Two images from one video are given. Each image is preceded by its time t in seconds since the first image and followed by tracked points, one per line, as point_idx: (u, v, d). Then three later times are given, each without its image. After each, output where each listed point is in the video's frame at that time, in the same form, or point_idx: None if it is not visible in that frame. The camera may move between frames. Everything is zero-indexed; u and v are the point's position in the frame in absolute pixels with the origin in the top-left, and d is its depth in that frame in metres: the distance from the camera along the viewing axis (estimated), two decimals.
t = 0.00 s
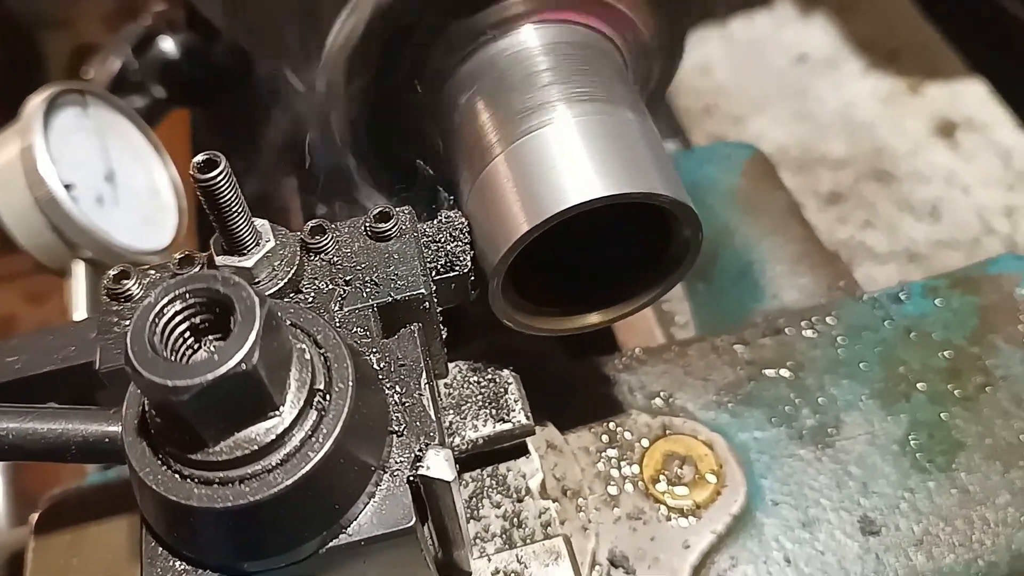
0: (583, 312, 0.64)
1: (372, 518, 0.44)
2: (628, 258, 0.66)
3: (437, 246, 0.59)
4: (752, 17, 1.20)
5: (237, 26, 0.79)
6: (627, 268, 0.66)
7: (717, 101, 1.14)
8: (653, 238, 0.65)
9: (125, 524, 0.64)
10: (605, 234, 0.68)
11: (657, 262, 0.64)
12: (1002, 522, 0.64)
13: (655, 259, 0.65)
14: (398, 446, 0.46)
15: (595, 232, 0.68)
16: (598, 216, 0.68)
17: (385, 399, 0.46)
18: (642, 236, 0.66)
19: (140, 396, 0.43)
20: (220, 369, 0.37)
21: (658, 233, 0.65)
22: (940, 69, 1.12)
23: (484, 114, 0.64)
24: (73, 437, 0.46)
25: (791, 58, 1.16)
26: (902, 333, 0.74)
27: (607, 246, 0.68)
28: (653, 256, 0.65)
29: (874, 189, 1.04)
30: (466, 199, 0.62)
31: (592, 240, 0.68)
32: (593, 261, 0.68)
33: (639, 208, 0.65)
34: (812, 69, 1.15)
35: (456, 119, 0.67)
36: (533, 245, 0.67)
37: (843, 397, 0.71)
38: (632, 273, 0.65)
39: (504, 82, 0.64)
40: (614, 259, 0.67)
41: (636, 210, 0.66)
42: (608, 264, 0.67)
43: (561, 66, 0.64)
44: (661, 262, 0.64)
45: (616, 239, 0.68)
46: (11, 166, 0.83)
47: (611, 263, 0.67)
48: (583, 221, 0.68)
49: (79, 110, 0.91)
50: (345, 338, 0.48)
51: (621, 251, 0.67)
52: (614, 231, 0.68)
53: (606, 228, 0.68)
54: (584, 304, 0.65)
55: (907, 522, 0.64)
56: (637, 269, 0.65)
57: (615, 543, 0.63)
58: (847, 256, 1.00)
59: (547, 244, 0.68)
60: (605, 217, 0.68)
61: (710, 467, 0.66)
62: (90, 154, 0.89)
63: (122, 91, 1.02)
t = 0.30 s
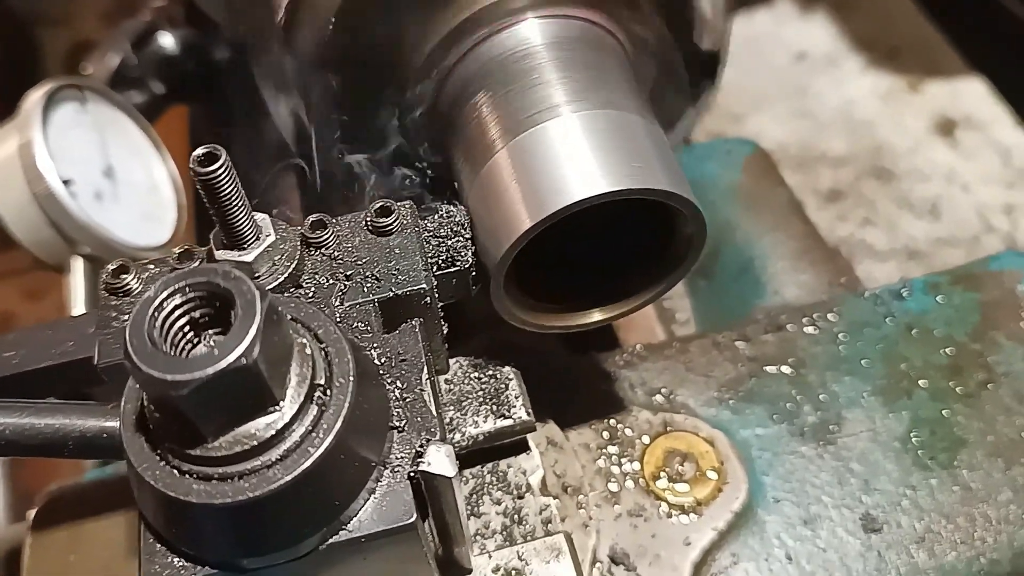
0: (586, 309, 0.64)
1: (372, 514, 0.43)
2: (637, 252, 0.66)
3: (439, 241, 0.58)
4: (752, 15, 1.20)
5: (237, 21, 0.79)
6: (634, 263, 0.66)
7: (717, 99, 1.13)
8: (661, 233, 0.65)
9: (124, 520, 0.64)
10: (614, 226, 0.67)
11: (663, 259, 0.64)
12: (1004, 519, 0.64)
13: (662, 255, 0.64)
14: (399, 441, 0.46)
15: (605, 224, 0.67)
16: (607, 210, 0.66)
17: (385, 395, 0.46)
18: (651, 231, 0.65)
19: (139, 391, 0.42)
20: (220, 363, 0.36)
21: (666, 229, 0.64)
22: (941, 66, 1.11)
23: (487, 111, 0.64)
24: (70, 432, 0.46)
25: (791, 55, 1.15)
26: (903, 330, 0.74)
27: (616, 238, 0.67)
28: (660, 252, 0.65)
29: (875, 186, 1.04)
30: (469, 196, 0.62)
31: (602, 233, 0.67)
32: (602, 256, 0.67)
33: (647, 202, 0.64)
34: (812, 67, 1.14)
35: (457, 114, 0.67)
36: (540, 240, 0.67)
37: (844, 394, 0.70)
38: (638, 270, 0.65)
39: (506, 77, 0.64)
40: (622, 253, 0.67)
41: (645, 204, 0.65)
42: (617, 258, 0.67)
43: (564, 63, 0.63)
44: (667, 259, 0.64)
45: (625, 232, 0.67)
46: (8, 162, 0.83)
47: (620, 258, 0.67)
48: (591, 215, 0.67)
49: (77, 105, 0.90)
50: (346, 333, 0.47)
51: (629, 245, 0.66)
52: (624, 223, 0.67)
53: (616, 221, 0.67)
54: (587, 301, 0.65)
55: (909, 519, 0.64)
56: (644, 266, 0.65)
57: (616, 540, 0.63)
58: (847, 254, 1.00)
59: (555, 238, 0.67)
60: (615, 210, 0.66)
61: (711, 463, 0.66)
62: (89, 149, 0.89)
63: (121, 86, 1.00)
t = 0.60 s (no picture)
0: (585, 306, 0.64)
1: (369, 508, 0.43)
2: (633, 248, 0.66)
3: (436, 235, 0.60)
4: (752, 14, 1.19)
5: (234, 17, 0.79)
6: (631, 258, 0.66)
7: (717, 96, 1.13)
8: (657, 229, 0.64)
9: (121, 515, 0.64)
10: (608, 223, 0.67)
11: (661, 255, 0.64)
12: (1002, 516, 0.64)
13: (659, 251, 0.64)
14: (396, 436, 0.45)
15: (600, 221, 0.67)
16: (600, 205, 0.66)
17: (383, 389, 0.46)
18: (647, 226, 0.65)
19: (135, 385, 0.42)
20: (216, 357, 0.36)
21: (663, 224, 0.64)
22: (941, 64, 1.11)
23: (485, 106, 0.63)
24: (66, 426, 0.46)
25: (791, 53, 1.15)
26: (902, 326, 0.74)
27: (611, 235, 0.67)
28: (657, 248, 0.64)
29: (874, 185, 1.04)
30: (466, 191, 0.61)
31: (598, 229, 0.67)
32: (599, 252, 0.67)
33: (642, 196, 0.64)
34: (811, 65, 1.14)
35: (455, 109, 0.67)
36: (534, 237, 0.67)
37: (843, 390, 0.70)
38: (636, 266, 0.65)
39: (504, 72, 0.64)
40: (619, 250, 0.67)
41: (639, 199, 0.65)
42: (613, 254, 0.66)
43: (563, 58, 0.63)
44: (664, 255, 0.64)
45: (620, 228, 0.67)
46: (6, 157, 0.83)
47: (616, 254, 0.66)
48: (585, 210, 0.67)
49: (74, 101, 0.90)
50: (343, 327, 0.47)
51: (625, 240, 0.66)
52: (618, 219, 0.67)
53: (609, 217, 0.67)
54: (585, 297, 0.64)
55: (907, 515, 0.64)
56: (642, 262, 0.65)
57: (614, 536, 0.63)
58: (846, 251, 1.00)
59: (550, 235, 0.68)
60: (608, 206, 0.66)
61: (709, 460, 0.66)
62: (86, 145, 0.89)
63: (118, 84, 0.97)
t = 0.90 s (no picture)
0: (589, 295, 0.63)
1: (373, 495, 0.43)
2: (635, 243, 0.65)
3: (438, 221, 0.59)
4: (753, 7, 1.18)
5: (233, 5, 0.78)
6: (634, 250, 0.65)
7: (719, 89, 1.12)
8: (660, 221, 0.64)
9: (121, 506, 0.63)
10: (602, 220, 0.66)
11: (666, 246, 0.64)
12: (1009, 507, 0.64)
13: (664, 242, 0.64)
14: (400, 422, 0.45)
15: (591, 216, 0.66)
16: (600, 198, 0.64)
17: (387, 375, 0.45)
18: (648, 224, 0.65)
19: (135, 368, 0.42)
20: (218, 338, 0.35)
21: (667, 216, 0.64)
22: (942, 57, 1.09)
23: (489, 91, 0.63)
24: (65, 411, 0.45)
25: (792, 46, 1.13)
26: (907, 317, 0.73)
27: (607, 231, 0.66)
28: (662, 239, 0.64)
29: (876, 179, 1.02)
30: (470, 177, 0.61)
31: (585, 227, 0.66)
32: (597, 248, 0.66)
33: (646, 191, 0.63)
34: (812, 60, 1.12)
35: (458, 96, 0.66)
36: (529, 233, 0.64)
37: (848, 381, 0.70)
38: (641, 256, 0.65)
39: (508, 58, 0.63)
40: (614, 244, 0.66)
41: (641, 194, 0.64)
42: (614, 249, 0.66)
43: (568, 43, 0.63)
44: (670, 245, 0.63)
45: (618, 227, 0.66)
46: (4, 147, 0.82)
47: (617, 251, 0.65)
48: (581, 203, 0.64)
49: (73, 91, 0.89)
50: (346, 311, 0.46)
51: (624, 238, 0.66)
52: (613, 216, 0.66)
53: (597, 212, 0.65)
54: (589, 286, 0.64)
55: (913, 507, 0.64)
56: (646, 253, 0.64)
57: (618, 527, 0.62)
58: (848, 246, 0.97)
59: (544, 228, 0.65)
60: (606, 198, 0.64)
61: (714, 450, 0.65)
62: (84, 135, 0.88)
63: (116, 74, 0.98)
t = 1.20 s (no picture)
0: (588, 293, 0.63)
1: (370, 491, 0.43)
2: (635, 240, 0.65)
3: (437, 218, 0.58)
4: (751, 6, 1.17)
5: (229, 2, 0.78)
6: (633, 249, 0.65)
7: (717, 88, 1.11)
8: (660, 216, 0.64)
9: (119, 503, 0.64)
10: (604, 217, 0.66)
11: (665, 243, 0.63)
12: (1006, 504, 0.64)
13: (664, 240, 0.63)
14: (397, 418, 0.45)
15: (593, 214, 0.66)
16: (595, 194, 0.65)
17: (384, 371, 0.45)
18: (650, 220, 0.65)
19: (133, 364, 0.42)
20: (215, 334, 0.35)
21: (666, 212, 0.64)
22: (943, 55, 1.08)
23: (487, 88, 0.63)
24: (63, 407, 0.45)
25: (791, 44, 1.12)
26: (905, 314, 0.73)
27: (609, 228, 0.66)
28: (661, 236, 0.64)
29: (874, 178, 1.01)
30: (468, 174, 0.61)
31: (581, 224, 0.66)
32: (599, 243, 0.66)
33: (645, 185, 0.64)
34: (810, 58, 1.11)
35: (457, 94, 0.66)
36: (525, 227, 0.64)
37: (846, 378, 0.70)
38: (639, 255, 0.64)
39: (507, 56, 0.63)
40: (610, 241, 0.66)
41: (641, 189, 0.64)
42: (615, 246, 0.66)
43: (568, 41, 0.63)
44: (670, 243, 0.63)
45: (620, 224, 0.66)
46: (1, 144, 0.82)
47: (618, 248, 0.65)
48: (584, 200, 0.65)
49: (71, 88, 0.89)
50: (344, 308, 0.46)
51: (625, 233, 0.66)
52: (607, 213, 0.66)
53: (591, 207, 0.66)
54: (588, 284, 0.64)
55: (910, 503, 0.64)
56: (645, 251, 0.64)
57: (616, 524, 0.62)
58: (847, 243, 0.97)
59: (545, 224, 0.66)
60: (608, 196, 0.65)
61: (712, 447, 0.65)
62: (82, 132, 0.88)
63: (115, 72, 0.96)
